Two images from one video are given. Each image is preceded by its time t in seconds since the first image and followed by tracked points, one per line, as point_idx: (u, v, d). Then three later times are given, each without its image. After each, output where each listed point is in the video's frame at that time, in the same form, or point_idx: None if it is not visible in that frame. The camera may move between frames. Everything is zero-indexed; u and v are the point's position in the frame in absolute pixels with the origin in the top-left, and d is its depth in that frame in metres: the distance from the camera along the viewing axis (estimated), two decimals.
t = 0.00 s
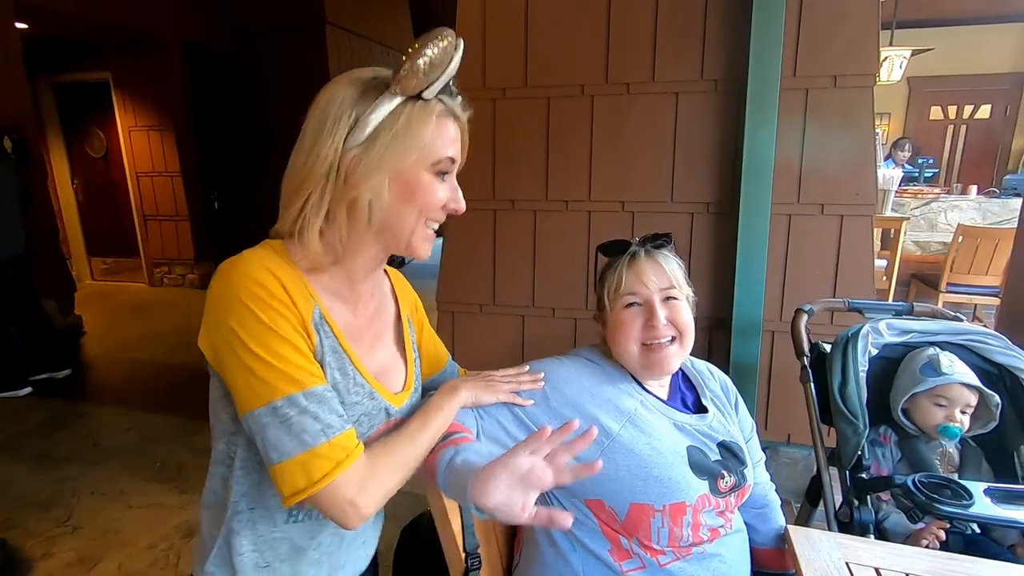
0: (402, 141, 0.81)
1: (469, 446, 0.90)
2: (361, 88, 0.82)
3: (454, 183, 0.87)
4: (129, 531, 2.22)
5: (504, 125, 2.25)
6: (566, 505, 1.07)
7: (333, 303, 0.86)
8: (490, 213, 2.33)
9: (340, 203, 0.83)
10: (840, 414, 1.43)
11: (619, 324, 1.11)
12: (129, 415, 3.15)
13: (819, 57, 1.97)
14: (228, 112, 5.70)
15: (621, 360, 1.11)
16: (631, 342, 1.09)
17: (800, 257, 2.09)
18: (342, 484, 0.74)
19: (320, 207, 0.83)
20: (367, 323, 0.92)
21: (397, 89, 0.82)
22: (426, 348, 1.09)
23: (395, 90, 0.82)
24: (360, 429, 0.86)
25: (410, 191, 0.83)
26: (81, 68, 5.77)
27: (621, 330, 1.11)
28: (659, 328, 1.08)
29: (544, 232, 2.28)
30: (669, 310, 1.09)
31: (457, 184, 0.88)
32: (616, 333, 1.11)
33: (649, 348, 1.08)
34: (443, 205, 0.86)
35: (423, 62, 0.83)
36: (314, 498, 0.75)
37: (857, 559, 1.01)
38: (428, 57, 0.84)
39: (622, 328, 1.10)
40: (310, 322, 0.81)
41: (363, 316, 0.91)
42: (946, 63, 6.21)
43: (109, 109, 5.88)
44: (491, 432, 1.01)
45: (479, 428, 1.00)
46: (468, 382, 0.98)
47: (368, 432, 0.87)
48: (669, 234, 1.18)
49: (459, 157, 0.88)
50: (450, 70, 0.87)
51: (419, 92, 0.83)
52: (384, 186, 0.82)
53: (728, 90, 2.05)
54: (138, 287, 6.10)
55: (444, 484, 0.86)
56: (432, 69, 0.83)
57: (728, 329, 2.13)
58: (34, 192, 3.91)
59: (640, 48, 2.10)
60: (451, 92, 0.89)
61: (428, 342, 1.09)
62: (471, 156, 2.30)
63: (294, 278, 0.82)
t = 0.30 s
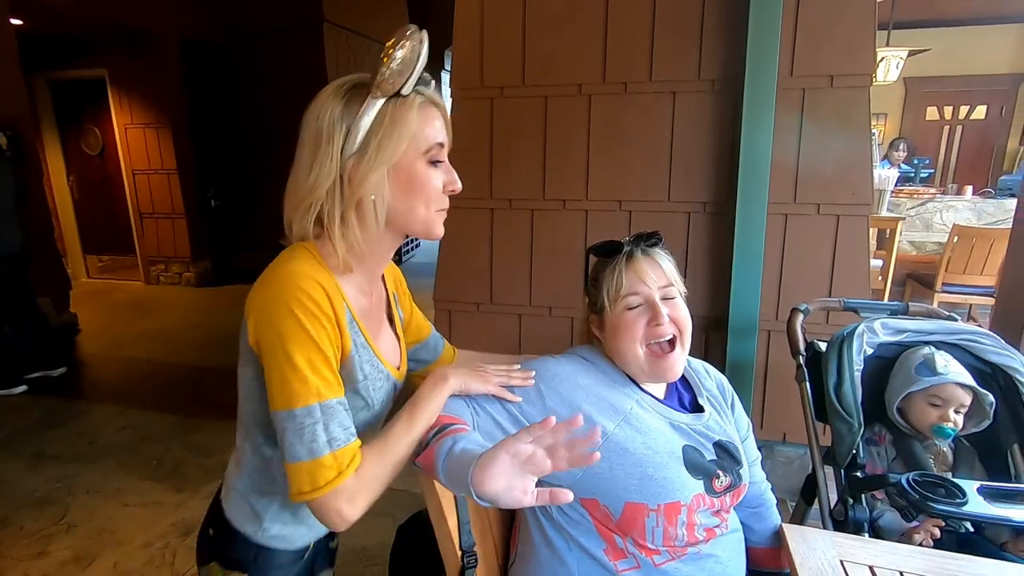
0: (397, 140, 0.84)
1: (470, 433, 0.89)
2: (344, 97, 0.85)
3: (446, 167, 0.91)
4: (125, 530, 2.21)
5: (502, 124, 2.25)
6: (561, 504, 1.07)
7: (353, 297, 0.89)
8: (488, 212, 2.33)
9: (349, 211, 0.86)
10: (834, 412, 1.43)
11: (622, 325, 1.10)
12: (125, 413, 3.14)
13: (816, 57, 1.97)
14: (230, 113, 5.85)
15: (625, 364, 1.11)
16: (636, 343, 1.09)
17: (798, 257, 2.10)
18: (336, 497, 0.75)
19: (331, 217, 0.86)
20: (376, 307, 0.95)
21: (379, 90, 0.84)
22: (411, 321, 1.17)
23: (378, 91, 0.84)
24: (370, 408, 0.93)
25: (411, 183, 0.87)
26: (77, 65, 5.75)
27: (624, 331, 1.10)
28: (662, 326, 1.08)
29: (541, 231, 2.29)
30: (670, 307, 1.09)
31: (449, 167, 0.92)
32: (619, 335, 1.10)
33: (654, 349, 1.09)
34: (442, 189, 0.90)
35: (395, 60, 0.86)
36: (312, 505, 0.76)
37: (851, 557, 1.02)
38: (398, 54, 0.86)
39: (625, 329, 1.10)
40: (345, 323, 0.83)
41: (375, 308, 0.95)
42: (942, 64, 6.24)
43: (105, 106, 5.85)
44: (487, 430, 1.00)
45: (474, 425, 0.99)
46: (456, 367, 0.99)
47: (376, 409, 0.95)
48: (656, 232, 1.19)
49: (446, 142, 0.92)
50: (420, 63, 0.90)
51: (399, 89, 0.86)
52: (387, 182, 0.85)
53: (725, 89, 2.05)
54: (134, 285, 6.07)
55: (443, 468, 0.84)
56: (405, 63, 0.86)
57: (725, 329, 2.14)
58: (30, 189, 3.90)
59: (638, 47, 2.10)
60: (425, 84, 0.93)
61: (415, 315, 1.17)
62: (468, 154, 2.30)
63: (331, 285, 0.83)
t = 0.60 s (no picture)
0: (373, 156, 0.98)
1: (434, 495, 0.82)
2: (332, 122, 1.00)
3: (418, 177, 1.03)
4: (119, 529, 2.21)
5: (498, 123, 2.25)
6: (555, 502, 1.07)
7: (349, 272, 1.03)
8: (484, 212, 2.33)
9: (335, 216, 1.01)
10: (826, 410, 1.45)
11: (617, 327, 1.10)
12: (119, 412, 3.13)
13: (811, 57, 1.98)
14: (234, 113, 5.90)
15: (620, 363, 1.10)
16: (631, 343, 1.09)
17: (792, 257, 2.10)
18: (297, 425, 0.88)
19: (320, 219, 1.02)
20: (373, 283, 1.09)
21: (359, 117, 0.99)
22: (407, 294, 1.34)
23: (358, 119, 0.99)
24: (365, 365, 1.08)
25: (387, 188, 1.00)
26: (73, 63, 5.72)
27: (620, 332, 1.10)
28: (658, 328, 1.09)
29: (536, 230, 2.29)
30: (665, 309, 1.10)
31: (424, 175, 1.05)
32: (612, 336, 1.10)
33: (649, 349, 1.09)
34: (415, 192, 1.03)
35: (371, 94, 1.00)
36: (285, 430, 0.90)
37: (840, 554, 1.03)
38: (375, 88, 1.01)
39: (620, 331, 1.09)
40: (340, 298, 0.98)
41: (371, 282, 1.09)
42: (936, 66, 6.27)
43: (101, 104, 5.84)
44: (479, 432, 0.97)
45: (465, 427, 0.96)
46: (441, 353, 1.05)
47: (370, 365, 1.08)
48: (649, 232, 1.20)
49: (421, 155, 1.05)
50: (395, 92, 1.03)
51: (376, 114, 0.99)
52: (366, 191, 1.00)
53: (720, 90, 2.06)
54: (129, 284, 6.05)
55: (403, 504, 0.83)
56: (378, 96, 1.00)
57: (719, 328, 2.15)
58: (25, 187, 3.88)
59: (634, 47, 2.11)
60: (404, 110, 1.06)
61: (410, 290, 1.34)
62: (464, 154, 2.31)
63: (326, 258, 0.98)
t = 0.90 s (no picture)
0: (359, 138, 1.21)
1: (367, 521, 0.82)
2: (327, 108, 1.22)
3: (400, 155, 1.26)
4: (95, 533, 2.19)
5: (478, 125, 2.26)
6: (523, 503, 1.09)
7: (347, 235, 1.25)
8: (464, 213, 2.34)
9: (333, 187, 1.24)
10: (794, 408, 1.49)
11: (585, 329, 1.11)
12: (98, 415, 3.10)
13: (783, 61, 2.02)
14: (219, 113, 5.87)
15: (586, 365, 1.12)
16: (598, 346, 1.11)
17: (766, 257, 2.14)
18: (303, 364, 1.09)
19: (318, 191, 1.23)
20: (372, 243, 1.32)
21: (349, 105, 1.21)
22: (401, 252, 1.50)
23: (348, 106, 1.21)
24: (367, 310, 1.30)
25: (370, 166, 1.22)
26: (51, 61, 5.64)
27: (587, 334, 1.11)
28: (625, 332, 1.10)
29: (516, 231, 2.31)
30: (633, 313, 1.12)
31: (402, 155, 1.26)
32: (579, 337, 1.12)
33: (615, 351, 1.10)
34: (393, 170, 1.25)
35: (358, 84, 1.20)
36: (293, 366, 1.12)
37: (803, 547, 1.05)
38: (361, 79, 1.20)
39: (588, 333, 1.11)
40: (339, 253, 1.20)
41: (368, 242, 1.31)
42: (914, 70, 6.39)
43: (80, 103, 5.76)
44: (446, 433, 0.99)
45: (430, 430, 0.98)
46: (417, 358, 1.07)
47: (372, 310, 1.31)
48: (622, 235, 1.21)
49: (399, 137, 1.26)
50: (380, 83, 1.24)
51: (363, 102, 1.21)
52: (352, 166, 1.22)
53: (696, 92, 2.09)
54: (109, 286, 5.96)
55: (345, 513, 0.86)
56: (364, 85, 1.19)
57: (695, 327, 2.18)
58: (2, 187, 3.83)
59: (612, 50, 2.13)
60: (387, 97, 1.27)
61: (402, 248, 1.49)
62: (445, 155, 2.32)
63: (326, 227, 1.20)
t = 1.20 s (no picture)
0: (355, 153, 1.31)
1: (324, 518, 0.85)
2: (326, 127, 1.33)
3: (394, 167, 1.35)
4: (32, 548, 2.08)
5: (434, 123, 2.26)
6: (474, 501, 1.10)
7: (354, 243, 1.33)
8: (422, 212, 2.33)
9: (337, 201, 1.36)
10: (739, 400, 1.55)
11: (536, 328, 1.13)
12: (35, 424, 2.95)
13: (730, 66, 2.09)
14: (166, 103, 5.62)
15: (537, 362, 1.14)
16: (548, 345, 1.13)
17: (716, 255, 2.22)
18: (296, 365, 1.16)
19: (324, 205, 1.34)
20: (380, 248, 1.40)
21: (344, 122, 1.31)
22: (410, 249, 1.60)
23: (344, 123, 1.31)
24: (381, 312, 1.36)
25: (368, 179, 1.32)
26: None
27: (537, 333, 1.13)
28: (574, 331, 1.13)
29: (474, 231, 2.32)
30: (582, 312, 1.14)
31: (395, 165, 1.35)
32: (530, 336, 1.14)
33: (565, 350, 1.12)
34: (389, 181, 1.34)
35: (351, 102, 1.29)
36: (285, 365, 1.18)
37: (742, 532, 1.10)
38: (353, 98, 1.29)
39: (538, 332, 1.13)
40: (347, 265, 1.27)
41: (376, 248, 1.39)
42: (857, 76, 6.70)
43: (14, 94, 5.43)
44: (396, 433, 1.00)
45: (380, 430, 0.99)
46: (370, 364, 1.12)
47: (385, 312, 1.37)
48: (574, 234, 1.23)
49: (392, 150, 1.35)
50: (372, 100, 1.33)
51: (356, 119, 1.30)
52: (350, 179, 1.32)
53: (648, 95, 2.15)
54: (48, 288, 5.65)
55: (301, 509, 0.89)
56: (355, 103, 1.29)
57: (650, 324, 2.23)
58: None
59: (566, 53, 2.17)
60: (381, 112, 1.37)
61: (411, 245, 1.59)
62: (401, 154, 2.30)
63: (331, 236, 1.29)
